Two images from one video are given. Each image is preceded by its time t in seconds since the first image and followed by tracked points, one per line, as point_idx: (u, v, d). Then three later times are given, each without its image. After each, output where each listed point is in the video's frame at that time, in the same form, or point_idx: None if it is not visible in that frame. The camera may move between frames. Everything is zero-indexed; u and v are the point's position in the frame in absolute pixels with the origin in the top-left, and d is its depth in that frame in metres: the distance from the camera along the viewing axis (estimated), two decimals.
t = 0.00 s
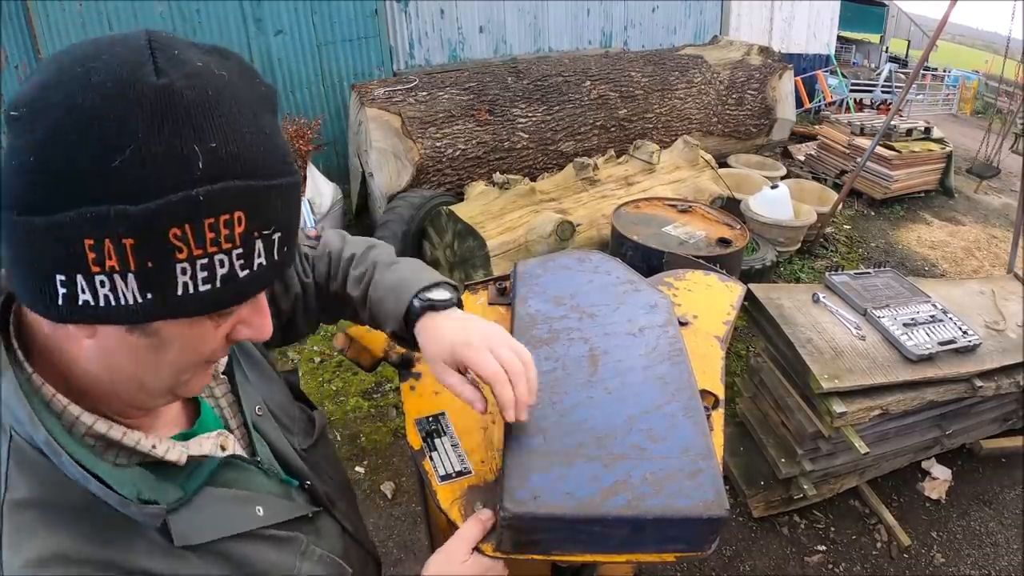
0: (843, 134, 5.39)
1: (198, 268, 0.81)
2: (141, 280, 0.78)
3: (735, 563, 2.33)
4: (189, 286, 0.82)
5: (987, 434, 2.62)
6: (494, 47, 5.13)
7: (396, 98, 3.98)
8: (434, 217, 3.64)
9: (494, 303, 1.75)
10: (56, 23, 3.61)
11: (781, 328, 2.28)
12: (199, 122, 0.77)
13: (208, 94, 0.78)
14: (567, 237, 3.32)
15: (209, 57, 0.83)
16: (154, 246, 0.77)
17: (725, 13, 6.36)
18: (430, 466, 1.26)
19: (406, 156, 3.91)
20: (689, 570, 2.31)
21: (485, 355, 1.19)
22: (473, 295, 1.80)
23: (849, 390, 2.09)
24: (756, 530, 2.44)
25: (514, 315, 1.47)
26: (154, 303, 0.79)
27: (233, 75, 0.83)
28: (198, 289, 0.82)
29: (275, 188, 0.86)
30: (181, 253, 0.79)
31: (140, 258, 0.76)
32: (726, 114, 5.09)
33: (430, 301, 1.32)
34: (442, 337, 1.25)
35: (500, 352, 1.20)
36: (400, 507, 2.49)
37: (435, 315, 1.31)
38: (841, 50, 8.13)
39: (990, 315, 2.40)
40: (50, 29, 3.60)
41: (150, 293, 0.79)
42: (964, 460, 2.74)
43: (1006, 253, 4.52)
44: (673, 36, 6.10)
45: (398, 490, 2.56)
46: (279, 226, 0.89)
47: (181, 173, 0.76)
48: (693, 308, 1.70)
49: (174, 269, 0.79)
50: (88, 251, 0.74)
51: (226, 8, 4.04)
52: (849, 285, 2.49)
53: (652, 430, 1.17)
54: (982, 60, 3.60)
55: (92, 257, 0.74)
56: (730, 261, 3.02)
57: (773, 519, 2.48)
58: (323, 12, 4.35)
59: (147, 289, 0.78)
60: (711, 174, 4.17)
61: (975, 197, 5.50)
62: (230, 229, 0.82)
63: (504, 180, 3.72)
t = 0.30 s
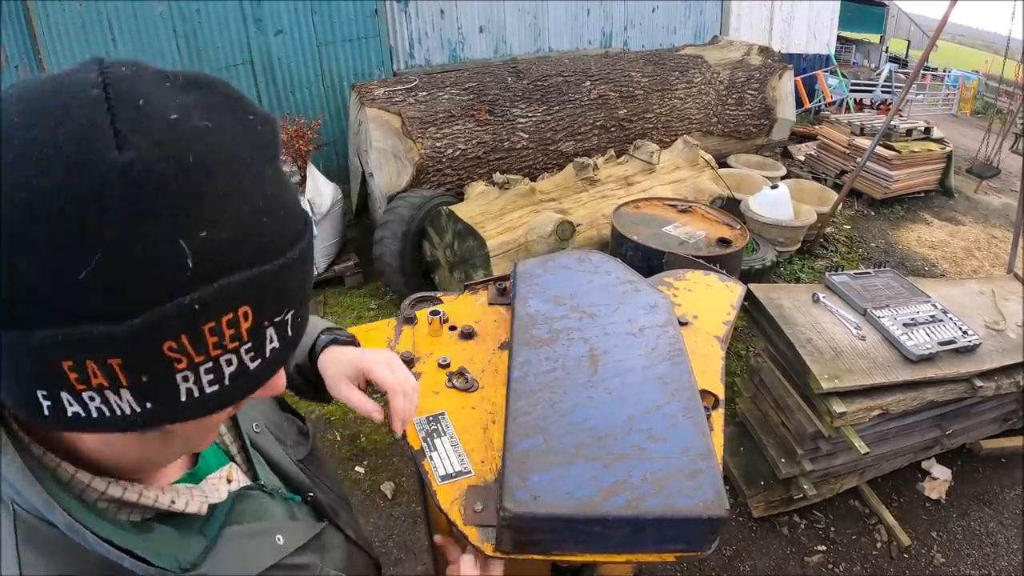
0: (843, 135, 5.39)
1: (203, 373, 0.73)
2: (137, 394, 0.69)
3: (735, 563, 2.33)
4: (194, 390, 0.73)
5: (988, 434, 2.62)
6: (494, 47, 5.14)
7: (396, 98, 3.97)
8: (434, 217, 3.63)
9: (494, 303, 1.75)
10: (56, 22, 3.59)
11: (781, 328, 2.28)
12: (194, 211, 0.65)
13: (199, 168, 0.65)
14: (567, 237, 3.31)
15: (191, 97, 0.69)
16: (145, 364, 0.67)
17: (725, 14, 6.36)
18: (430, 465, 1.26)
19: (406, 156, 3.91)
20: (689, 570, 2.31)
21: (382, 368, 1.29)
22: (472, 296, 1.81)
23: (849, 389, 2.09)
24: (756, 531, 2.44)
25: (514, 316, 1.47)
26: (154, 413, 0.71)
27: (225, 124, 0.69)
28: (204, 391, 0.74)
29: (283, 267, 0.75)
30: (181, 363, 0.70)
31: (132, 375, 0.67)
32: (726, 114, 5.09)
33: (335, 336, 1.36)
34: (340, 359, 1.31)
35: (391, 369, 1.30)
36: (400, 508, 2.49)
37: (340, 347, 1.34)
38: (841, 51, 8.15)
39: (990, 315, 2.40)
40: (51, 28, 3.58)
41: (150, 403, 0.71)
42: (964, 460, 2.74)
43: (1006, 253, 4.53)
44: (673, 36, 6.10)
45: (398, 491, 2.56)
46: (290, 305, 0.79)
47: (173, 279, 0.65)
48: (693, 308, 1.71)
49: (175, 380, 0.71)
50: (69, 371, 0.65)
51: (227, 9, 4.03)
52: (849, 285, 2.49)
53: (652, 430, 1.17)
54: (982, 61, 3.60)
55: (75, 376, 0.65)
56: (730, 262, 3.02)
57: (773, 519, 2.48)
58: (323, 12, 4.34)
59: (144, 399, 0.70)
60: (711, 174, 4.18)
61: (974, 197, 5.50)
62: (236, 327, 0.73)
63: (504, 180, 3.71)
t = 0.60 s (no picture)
0: (843, 135, 5.39)
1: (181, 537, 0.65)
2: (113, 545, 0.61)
3: (735, 563, 2.33)
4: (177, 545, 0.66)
5: (988, 434, 2.63)
6: (494, 47, 5.15)
7: (396, 98, 3.97)
8: (434, 217, 3.63)
9: (494, 302, 1.76)
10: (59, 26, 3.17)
11: (781, 328, 2.28)
12: (146, 416, 0.58)
13: (154, 365, 0.56)
14: (567, 237, 3.31)
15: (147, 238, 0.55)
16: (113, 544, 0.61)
17: (725, 14, 6.36)
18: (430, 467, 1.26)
19: (406, 156, 3.91)
20: (689, 570, 2.31)
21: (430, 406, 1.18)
22: (471, 296, 1.81)
23: (849, 389, 2.09)
24: (755, 531, 2.44)
25: (514, 316, 1.47)
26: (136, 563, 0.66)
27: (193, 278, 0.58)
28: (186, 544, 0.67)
29: (265, 429, 0.68)
30: (159, 532, 0.63)
31: (106, 552, 0.62)
32: (726, 114, 5.09)
33: (374, 377, 1.21)
34: (388, 399, 1.17)
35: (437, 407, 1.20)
36: (400, 508, 2.49)
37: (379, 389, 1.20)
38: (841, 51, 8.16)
39: (990, 315, 2.40)
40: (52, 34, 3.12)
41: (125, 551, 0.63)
42: (963, 460, 2.74)
43: (1006, 253, 4.53)
44: (673, 36, 6.10)
45: (398, 491, 2.56)
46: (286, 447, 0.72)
47: (132, 474, 0.59)
48: (693, 308, 1.70)
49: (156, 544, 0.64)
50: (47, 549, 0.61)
51: (227, 9, 3.96)
52: (848, 285, 2.49)
53: (652, 430, 1.17)
54: (983, 61, 3.60)
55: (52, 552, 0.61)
56: (730, 262, 3.02)
57: (773, 519, 2.48)
58: (323, 12, 4.32)
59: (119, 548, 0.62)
60: (710, 174, 4.18)
61: (974, 197, 5.50)
62: (212, 495, 0.65)
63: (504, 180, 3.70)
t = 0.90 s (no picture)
0: (843, 135, 5.39)
1: None
2: None
3: (735, 563, 2.33)
4: None
5: (988, 435, 2.63)
6: (494, 47, 5.16)
7: (396, 98, 3.97)
8: (434, 217, 3.63)
9: (494, 302, 1.76)
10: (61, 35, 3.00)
11: (781, 327, 2.28)
12: None
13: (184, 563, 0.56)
14: (567, 237, 3.31)
15: (64, 467, 0.40)
16: None
17: (725, 14, 6.36)
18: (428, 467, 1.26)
19: (406, 156, 3.91)
20: (689, 570, 2.31)
21: (452, 425, 1.22)
22: (471, 296, 1.81)
23: (849, 389, 2.09)
24: (755, 531, 2.44)
25: (514, 316, 1.47)
26: None
27: (117, 521, 0.41)
28: None
29: None
30: None
31: None
32: (726, 114, 5.09)
33: (391, 392, 1.30)
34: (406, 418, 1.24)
35: (456, 423, 1.24)
36: (400, 508, 2.49)
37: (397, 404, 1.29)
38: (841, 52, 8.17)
39: (990, 315, 2.40)
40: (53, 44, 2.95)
41: None
42: (964, 460, 2.74)
43: (1006, 253, 4.53)
44: (673, 36, 6.11)
45: (398, 490, 2.56)
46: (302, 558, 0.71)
47: None
48: (693, 308, 1.71)
49: None
50: None
51: (227, 9, 3.94)
52: (848, 285, 2.49)
53: (652, 430, 1.17)
54: (983, 61, 3.60)
55: None
56: (730, 262, 3.02)
57: (773, 519, 2.48)
58: (323, 12, 4.33)
59: None
60: (710, 174, 4.18)
61: (974, 197, 5.50)
62: None
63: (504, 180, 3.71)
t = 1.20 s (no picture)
0: (843, 135, 5.40)
1: None
2: None
3: (735, 563, 2.33)
4: None
5: (988, 435, 2.63)
6: (494, 48, 5.17)
7: (396, 98, 3.97)
8: (434, 218, 3.63)
9: (494, 303, 1.76)
10: (57, 23, 3.34)
11: (782, 328, 2.28)
12: None
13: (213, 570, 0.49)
14: (567, 237, 3.32)
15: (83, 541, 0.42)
16: None
17: (725, 14, 6.37)
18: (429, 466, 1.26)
19: (406, 156, 3.90)
20: (689, 570, 2.31)
21: (444, 436, 1.19)
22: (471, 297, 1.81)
23: (849, 389, 2.09)
24: (755, 531, 2.43)
25: (514, 315, 1.47)
26: None
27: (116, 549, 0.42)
28: None
29: None
30: None
31: None
32: (726, 114, 5.09)
33: (383, 399, 1.28)
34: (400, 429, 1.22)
35: (449, 432, 1.22)
36: (400, 508, 2.49)
37: (390, 411, 1.27)
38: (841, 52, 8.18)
39: (990, 315, 2.40)
40: (52, 33, 3.32)
41: None
42: (963, 460, 2.74)
43: (1006, 253, 4.53)
44: (673, 36, 6.11)
45: (397, 490, 2.56)
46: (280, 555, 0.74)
47: None
48: (693, 308, 1.71)
49: None
50: None
51: (227, 9, 3.99)
52: (849, 285, 2.48)
53: (652, 430, 1.17)
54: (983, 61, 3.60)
55: None
56: (729, 262, 3.02)
57: (773, 519, 2.48)
58: (323, 12, 4.33)
59: None
60: (710, 174, 4.19)
61: (974, 197, 5.51)
62: None
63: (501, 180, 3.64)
